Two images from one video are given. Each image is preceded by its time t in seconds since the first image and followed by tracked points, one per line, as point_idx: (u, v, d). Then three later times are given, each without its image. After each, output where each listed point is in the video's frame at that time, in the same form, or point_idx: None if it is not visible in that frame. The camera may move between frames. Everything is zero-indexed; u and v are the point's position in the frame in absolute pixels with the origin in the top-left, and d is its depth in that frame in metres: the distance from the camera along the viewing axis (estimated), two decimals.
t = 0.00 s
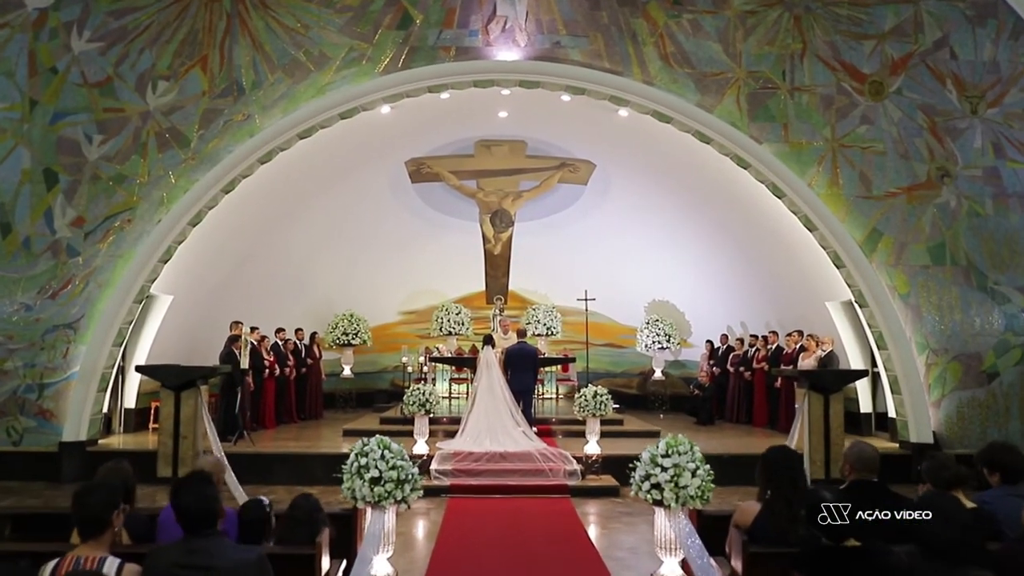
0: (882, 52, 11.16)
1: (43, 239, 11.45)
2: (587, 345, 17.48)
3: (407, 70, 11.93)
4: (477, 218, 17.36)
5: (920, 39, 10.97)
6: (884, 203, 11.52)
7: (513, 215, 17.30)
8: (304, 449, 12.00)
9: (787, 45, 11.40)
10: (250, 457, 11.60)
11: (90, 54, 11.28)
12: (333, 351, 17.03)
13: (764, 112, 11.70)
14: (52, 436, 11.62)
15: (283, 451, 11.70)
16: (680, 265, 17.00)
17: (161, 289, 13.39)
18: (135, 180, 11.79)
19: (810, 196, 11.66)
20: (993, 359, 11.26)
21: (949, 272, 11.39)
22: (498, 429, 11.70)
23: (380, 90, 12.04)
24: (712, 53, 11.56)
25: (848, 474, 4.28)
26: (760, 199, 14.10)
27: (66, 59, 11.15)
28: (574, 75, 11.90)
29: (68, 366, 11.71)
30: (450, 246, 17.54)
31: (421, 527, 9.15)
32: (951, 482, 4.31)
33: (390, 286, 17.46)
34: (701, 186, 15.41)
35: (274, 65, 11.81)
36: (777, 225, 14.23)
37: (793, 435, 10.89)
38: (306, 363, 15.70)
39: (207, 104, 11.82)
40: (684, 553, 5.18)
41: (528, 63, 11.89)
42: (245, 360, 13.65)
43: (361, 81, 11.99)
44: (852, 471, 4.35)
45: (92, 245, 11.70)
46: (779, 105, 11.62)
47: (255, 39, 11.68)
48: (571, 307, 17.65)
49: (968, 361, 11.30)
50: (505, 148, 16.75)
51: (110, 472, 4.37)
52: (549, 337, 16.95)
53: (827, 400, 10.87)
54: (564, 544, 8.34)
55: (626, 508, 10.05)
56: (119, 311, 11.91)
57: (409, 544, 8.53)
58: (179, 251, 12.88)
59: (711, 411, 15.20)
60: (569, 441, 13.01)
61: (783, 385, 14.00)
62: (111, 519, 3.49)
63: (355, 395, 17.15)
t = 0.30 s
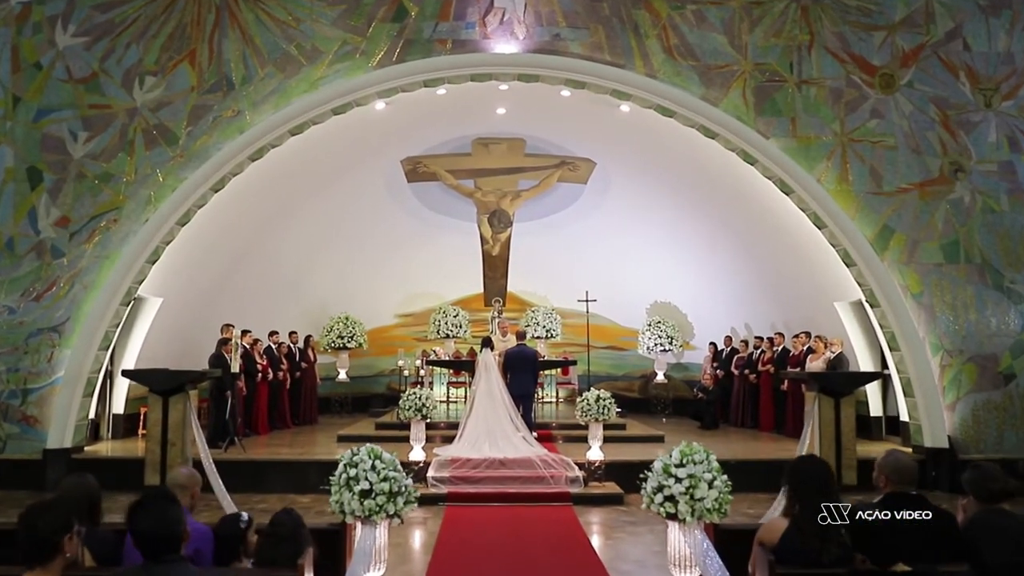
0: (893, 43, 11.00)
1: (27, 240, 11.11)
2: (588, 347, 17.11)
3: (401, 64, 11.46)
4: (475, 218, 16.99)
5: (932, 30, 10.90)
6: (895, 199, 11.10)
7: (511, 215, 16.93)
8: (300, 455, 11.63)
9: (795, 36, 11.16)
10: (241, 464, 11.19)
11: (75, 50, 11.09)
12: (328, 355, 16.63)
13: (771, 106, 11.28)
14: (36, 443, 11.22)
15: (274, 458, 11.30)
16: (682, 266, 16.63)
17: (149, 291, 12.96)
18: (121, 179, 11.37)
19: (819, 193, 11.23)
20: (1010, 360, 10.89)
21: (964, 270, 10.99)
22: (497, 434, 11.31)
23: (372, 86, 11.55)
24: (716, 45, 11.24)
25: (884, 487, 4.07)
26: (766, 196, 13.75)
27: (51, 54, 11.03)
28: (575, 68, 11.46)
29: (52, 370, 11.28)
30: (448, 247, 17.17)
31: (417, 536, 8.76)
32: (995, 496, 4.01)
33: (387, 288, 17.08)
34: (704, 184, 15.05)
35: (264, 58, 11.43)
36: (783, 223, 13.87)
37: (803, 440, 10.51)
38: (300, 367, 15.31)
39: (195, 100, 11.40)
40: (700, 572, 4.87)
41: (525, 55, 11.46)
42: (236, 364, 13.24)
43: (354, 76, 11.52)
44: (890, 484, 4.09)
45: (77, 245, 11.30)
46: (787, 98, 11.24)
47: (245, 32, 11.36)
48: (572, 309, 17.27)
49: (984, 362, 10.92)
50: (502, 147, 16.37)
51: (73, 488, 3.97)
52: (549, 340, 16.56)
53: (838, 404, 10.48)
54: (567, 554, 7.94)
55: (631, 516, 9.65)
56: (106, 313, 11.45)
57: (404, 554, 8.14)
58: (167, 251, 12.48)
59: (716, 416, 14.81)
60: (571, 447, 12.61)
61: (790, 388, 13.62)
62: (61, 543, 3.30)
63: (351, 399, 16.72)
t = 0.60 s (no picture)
0: (905, 34, 10.71)
1: (10, 240, 10.71)
2: (590, 350, 16.72)
3: (396, 56, 11.07)
4: (473, 217, 16.62)
5: (946, 20, 10.62)
6: (909, 195, 10.73)
7: (511, 214, 16.55)
8: (294, 461, 11.22)
9: (803, 27, 10.84)
10: (232, 472, 10.80)
11: (60, 43, 10.74)
12: (324, 358, 16.25)
13: (779, 99, 10.90)
14: (20, 450, 10.82)
15: (267, 465, 10.90)
16: (686, 266, 16.26)
17: (138, 292, 12.57)
18: (108, 177, 10.97)
19: (830, 189, 10.83)
20: None
21: (981, 268, 10.62)
22: (498, 440, 10.93)
23: (365, 79, 11.14)
24: (722, 36, 10.90)
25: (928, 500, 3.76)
26: (773, 192, 13.39)
27: (35, 48, 10.69)
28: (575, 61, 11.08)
29: (37, 375, 10.87)
30: (446, 248, 16.80)
31: (415, 548, 8.34)
32: None
33: (384, 290, 16.70)
34: (709, 180, 14.70)
35: (255, 52, 11.05)
36: (792, 221, 13.50)
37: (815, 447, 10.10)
38: (295, 371, 14.94)
39: (184, 95, 11.01)
40: None
41: (524, 47, 11.07)
42: (228, 368, 12.84)
43: (348, 69, 11.11)
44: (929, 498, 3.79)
45: (63, 245, 10.88)
46: (796, 91, 10.87)
47: (235, 24, 11.01)
48: (573, 311, 16.89)
49: (1002, 363, 10.55)
50: (501, 144, 15.99)
51: (28, 504, 3.55)
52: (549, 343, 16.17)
53: (851, 407, 10.09)
54: (573, 565, 7.57)
55: (636, 526, 9.26)
56: (92, 315, 11.04)
57: (401, 566, 7.73)
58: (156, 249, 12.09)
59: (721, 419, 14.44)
60: (573, 452, 12.22)
61: (798, 390, 13.26)
62: None
63: (347, 404, 16.47)
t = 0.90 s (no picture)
0: (919, 23, 10.34)
1: None
2: (592, 351, 16.34)
3: (392, 48, 10.71)
4: (473, 216, 16.25)
5: (962, 10, 10.26)
6: (924, 189, 10.37)
7: (511, 213, 16.15)
8: (287, 468, 10.81)
9: (814, 17, 10.47)
10: (223, 478, 10.42)
11: (44, 35, 10.32)
12: (321, 360, 15.89)
13: (788, 92, 10.53)
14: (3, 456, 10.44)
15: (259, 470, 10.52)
16: (691, 265, 15.87)
17: (129, 291, 12.20)
18: (94, 173, 10.58)
19: (842, 184, 10.46)
20: None
21: (998, 266, 10.26)
22: (498, 444, 10.55)
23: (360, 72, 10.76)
24: (729, 26, 10.52)
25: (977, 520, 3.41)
26: (782, 187, 13.01)
27: (18, 40, 10.27)
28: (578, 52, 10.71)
29: (21, 378, 10.49)
30: (446, 248, 16.41)
31: (414, 557, 7.96)
32: None
33: (382, 290, 16.32)
34: (714, 176, 14.34)
35: (246, 43, 10.69)
36: (801, 217, 13.13)
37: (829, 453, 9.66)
38: (291, 373, 14.57)
39: (173, 88, 10.65)
40: None
41: (525, 38, 10.70)
42: (221, 371, 12.48)
43: (342, 62, 10.75)
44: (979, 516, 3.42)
45: (48, 245, 10.47)
46: (806, 83, 10.50)
47: (225, 15, 10.64)
48: (576, 312, 16.51)
49: (1021, 364, 10.18)
50: (501, 141, 15.62)
51: None
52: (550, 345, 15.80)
53: (865, 410, 9.73)
54: None
55: (642, 534, 8.87)
56: (78, 317, 10.67)
57: None
58: (146, 247, 11.73)
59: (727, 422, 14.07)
60: (576, 457, 11.85)
61: (807, 392, 12.89)
62: None
63: (345, 406, 16.05)
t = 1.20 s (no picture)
0: (935, 10, 9.88)
1: None
2: (595, 352, 16.00)
3: (389, 36, 10.36)
4: (473, 214, 15.87)
5: None
6: (940, 183, 10.02)
7: (512, 211, 15.76)
8: (281, 471, 10.45)
9: (826, 4, 10.11)
10: (213, 482, 10.05)
11: (29, 25, 9.77)
12: (319, 361, 15.56)
13: (799, 82, 10.18)
14: None
15: (251, 474, 10.15)
16: (698, 263, 15.50)
17: (119, 289, 11.88)
18: (80, 168, 10.22)
19: (854, 177, 10.13)
20: None
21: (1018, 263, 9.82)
22: (499, 447, 10.18)
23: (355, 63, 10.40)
24: (738, 14, 10.14)
25: None
26: (792, 179, 12.64)
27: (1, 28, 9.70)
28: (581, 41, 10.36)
29: (5, 380, 10.13)
30: (445, 246, 16.05)
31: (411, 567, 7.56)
32: None
33: (380, 289, 15.97)
34: (720, 170, 13.99)
35: (238, 33, 10.33)
36: (811, 212, 12.77)
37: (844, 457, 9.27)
38: (287, 374, 14.24)
39: (162, 80, 10.30)
40: None
41: (527, 27, 10.34)
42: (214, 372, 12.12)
43: (338, 51, 10.39)
44: None
45: (32, 241, 10.03)
46: (817, 73, 10.15)
47: (215, 3, 10.28)
48: (578, 312, 16.16)
49: None
50: (501, 137, 15.22)
51: None
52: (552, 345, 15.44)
53: (880, 411, 9.39)
54: None
55: (649, 542, 8.49)
56: (64, 315, 10.34)
57: None
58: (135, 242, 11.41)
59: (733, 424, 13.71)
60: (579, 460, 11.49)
61: (816, 393, 12.54)
62: None
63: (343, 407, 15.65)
